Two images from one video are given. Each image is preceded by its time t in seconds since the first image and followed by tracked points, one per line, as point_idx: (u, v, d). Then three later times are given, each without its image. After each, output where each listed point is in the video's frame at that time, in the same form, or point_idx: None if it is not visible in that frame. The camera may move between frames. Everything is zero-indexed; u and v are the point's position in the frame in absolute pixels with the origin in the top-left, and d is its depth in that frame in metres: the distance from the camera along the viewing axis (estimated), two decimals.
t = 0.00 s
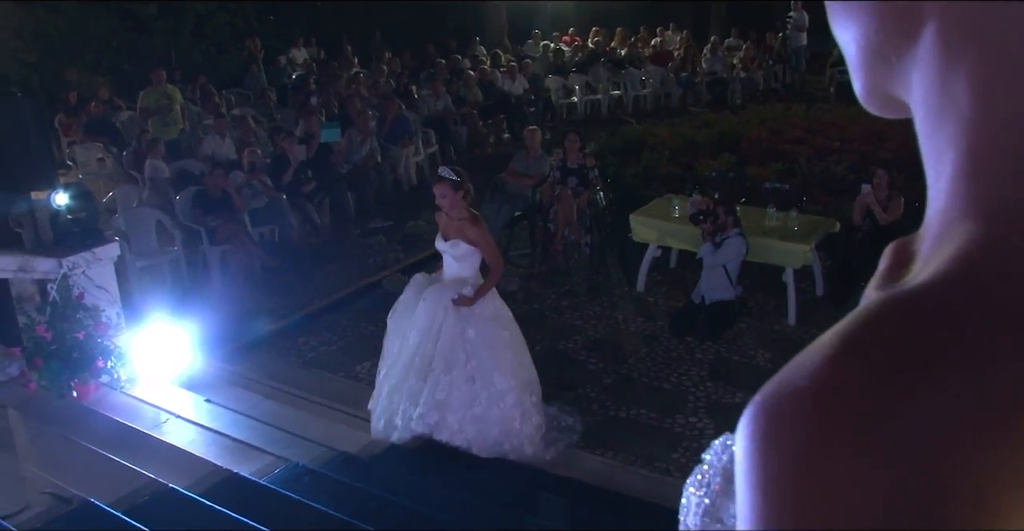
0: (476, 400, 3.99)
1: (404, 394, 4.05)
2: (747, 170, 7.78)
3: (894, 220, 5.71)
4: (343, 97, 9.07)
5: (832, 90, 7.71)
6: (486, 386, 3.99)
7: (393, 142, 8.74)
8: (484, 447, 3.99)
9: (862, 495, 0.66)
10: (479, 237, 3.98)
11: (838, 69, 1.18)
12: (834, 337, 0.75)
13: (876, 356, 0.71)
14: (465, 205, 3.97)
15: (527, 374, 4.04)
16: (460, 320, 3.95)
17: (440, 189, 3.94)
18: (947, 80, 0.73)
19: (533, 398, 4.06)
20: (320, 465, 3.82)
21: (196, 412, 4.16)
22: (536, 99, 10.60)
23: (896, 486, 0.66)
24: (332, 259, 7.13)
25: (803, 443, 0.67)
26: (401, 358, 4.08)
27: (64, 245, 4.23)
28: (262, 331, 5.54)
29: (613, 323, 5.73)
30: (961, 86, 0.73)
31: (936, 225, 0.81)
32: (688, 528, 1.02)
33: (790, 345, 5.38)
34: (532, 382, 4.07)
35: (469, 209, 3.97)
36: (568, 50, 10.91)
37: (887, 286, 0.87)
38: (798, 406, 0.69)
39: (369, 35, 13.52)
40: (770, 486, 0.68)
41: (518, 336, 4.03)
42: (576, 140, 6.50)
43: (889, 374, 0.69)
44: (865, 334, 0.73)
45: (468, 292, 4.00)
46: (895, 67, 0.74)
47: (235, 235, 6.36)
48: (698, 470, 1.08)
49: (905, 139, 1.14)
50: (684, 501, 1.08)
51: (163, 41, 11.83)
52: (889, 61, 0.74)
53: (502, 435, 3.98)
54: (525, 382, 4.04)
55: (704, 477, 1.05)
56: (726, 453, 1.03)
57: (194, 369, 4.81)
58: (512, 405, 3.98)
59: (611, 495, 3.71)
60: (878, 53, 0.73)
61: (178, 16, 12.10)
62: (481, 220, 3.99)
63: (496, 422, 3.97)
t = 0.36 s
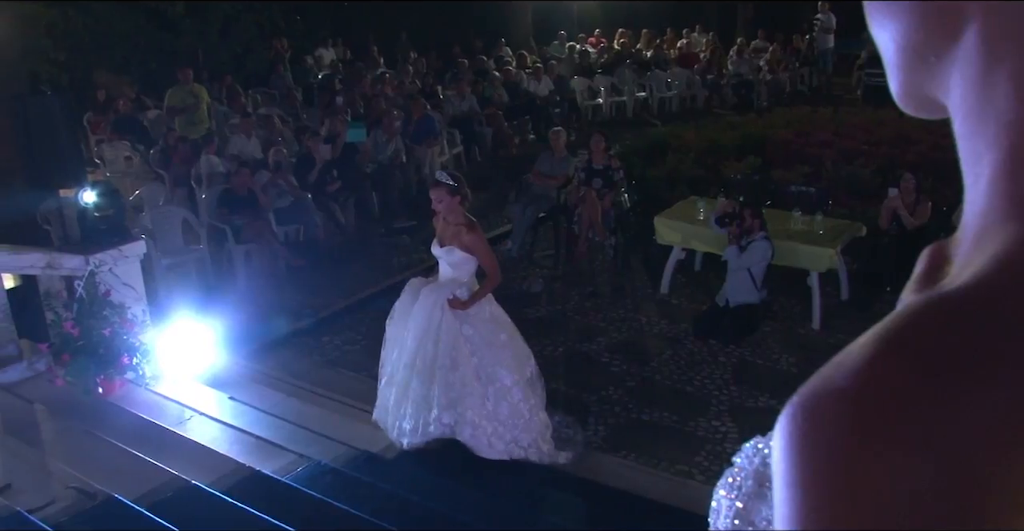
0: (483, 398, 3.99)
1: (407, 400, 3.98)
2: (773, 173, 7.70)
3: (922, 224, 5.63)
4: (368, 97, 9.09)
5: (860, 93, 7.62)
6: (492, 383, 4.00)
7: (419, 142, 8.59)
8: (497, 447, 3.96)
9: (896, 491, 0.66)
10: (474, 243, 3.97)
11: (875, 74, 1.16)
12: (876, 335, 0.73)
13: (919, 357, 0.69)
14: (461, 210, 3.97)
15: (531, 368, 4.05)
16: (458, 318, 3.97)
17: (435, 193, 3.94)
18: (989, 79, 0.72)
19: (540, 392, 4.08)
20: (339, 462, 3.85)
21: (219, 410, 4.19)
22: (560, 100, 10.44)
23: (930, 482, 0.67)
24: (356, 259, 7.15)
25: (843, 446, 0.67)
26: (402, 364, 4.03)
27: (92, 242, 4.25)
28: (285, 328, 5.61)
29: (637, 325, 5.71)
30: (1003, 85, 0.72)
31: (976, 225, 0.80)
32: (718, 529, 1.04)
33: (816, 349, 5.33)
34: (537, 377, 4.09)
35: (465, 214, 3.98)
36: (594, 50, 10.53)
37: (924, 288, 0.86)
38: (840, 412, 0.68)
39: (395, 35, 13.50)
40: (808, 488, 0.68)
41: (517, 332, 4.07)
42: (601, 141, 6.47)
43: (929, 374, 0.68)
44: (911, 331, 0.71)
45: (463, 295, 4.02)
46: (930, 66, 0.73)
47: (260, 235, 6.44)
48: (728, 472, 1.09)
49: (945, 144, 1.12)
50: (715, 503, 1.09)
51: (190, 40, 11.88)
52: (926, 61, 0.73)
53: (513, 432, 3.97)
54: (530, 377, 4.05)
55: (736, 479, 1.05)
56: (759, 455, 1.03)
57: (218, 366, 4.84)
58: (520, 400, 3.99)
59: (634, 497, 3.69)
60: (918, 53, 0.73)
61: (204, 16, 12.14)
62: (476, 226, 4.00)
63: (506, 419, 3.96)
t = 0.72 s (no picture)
0: (470, 390, 4.00)
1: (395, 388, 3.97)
2: (803, 172, 7.62)
3: (955, 223, 5.60)
4: (397, 98, 9.15)
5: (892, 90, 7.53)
6: (482, 376, 4.01)
7: (447, 142, 8.66)
8: (478, 440, 4.00)
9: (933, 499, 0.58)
10: (470, 226, 3.99)
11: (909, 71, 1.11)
12: (905, 331, 0.64)
13: (958, 359, 0.61)
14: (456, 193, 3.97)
15: (524, 363, 4.07)
16: (452, 309, 3.97)
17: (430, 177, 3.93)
18: None
19: (530, 387, 4.09)
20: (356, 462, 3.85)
21: (248, 408, 4.22)
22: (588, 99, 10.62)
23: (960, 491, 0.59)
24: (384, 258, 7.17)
25: (877, 448, 0.58)
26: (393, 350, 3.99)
27: (122, 242, 4.31)
28: (310, 328, 5.63)
29: (665, 325, 5.67)
30: None
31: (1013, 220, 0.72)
32: None
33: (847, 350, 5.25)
34: (530, 372, 4.10)
35: (459, 197, 3.98)
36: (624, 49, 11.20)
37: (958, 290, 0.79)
38: (875, 409, 0.59)
39: (424, 37, 13.59)
40: (838, 489, 0.59)
41: (512, 324, 4.07)
42: (629, 141, 6.43)
43: (966, 374, 0.60)
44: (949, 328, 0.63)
45: (459, 281, 4.02)
46: (966, 63, 0.63)
47: (290, 235, 6.47)
48: (758, 471, 1.03)
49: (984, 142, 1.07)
50: (743, 503, 1.04)
51: (222, 42, 12.03)
52: (961, 58, 0.62)
53: (499, 427, 3.99)
54: (521, 371, 4.06)
55: (765, 478, 1.00)
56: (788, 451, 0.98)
57: (248, 365, 4.89)
58: (508, 395, 4.01)
59: (665, 502, 3.67)
60: (952, 46, 0.61)
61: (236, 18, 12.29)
62: (472, 209, 4.00)
63: (491, 413, 3.99)
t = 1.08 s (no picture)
0: (472, 398, 3.92)
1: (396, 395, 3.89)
2: (835, 173, 7.55)
3: (989, 226, 5.52)
4: (429, 98, 9.20)
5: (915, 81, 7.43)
6: (485, 384, 3.92)
7: (479, 142, 8.66)
8: (480, 449, 3.91)
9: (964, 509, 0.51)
10: (476, 230, 3.88)
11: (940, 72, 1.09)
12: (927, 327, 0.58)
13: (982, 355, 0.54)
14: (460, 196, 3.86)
15: (527, 372, 3.98)
16: (457, 315, 3.88)
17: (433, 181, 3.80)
18: None
19: (534, 396, 4.01)
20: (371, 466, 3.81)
21: (278, 406, 4.26)
22: (620, 100, 10.48)
23: (980, 496, 0.53)
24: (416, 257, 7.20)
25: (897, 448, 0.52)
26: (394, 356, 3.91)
27: (155, 239, 4.38)
28: (338, 329, 5.61)
29: (695, 327, 5.63)
30: None
31: None
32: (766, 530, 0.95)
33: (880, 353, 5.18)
34: (533, 380, 4.02)
35: (464, 201, 3.87)
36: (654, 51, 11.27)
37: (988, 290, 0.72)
38: (893, 410, 0.53)
39: (456, 37, 13.64)
40: (852, 495, 0.52)
41: (516, 332, 3.99)
42: (660, 141, 6.41)
43: (989, 371, 0.54)
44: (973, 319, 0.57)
45: (465, 286, 3.93)
46: (994, 59, 0.56)
47: (319, 235, 6.47)
48: (778, 474, 1.02)
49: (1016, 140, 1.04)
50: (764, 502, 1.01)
51: (254, 41, 12.13)
52: (981, 56, 0.56)
53: (501, 435, 3.91)
54: (524, 380, 3.98)
55: (786, 478, 0.98)
56: (813, 452, 0.97)
57: (279, 363, 4.93)
58: (511, 403, 3.93)
59: (690, 502, 3.65)
60: (973, 39, 0.55)
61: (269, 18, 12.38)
62: (477, 212, 3.90)
63: (493, 420, 3.91)
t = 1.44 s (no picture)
0: (482, 390, 3.92)
1: (405, 388, 3.91)
2: (875, 176, 7.42)
3: None
4: (466, 100, 9.25)
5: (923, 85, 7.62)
6: (495, 376, 3.91)
7: (516, 145, 8.60)
8: (495, 440, 3.93)
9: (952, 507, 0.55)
10: (485, 220, 3.85)
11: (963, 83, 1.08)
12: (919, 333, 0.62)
13: (971, 360, 0.58)
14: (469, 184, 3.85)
15: (540, 363, 3.95)
16: (464, 306, 3.85)
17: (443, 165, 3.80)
18: None
19: (548, 387, 3.99)
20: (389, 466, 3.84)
21: (315, 405, 4.31)
22: (658, 102, 10.41)
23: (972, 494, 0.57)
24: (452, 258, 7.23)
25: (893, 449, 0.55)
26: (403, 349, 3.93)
27: (195, 239, 4.43)
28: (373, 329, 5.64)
29: (731, 330, 5.58)
30: None
31: None
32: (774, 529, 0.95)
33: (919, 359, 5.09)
34: (547, 372, 3.99)
35: (472, 189, 3.86)
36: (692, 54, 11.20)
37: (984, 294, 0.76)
38: (891, 410, 0.56)
39: (494, 40, 13.64)
40: (850, 493, 0.56)
41: (528, 322, 3.95)
42: (698, 144, 6.38)
43: (977, 375, 0.58)
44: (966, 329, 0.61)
45: (471, 276, 3.88)
46: (1000, 66, 0.57)
47: (359, 235, 6.45)
48: (789, 471, 0.99)
49: None
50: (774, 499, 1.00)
51: (294, 44, 12.23)
52: (991, 67, 0.57)
53: (513, 426, 3.92)
54: (536, 371, 3.94)
55: (795, 477, 0.96)
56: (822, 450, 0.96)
57: (316, 362, 4.98)
58: (524, 394, 3.92)
59: (721, 505, 3.62)
60: (984, 55, 0.57)
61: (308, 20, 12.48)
62: (486, 202, 3.88)
63: (507, 412, 3.91)
